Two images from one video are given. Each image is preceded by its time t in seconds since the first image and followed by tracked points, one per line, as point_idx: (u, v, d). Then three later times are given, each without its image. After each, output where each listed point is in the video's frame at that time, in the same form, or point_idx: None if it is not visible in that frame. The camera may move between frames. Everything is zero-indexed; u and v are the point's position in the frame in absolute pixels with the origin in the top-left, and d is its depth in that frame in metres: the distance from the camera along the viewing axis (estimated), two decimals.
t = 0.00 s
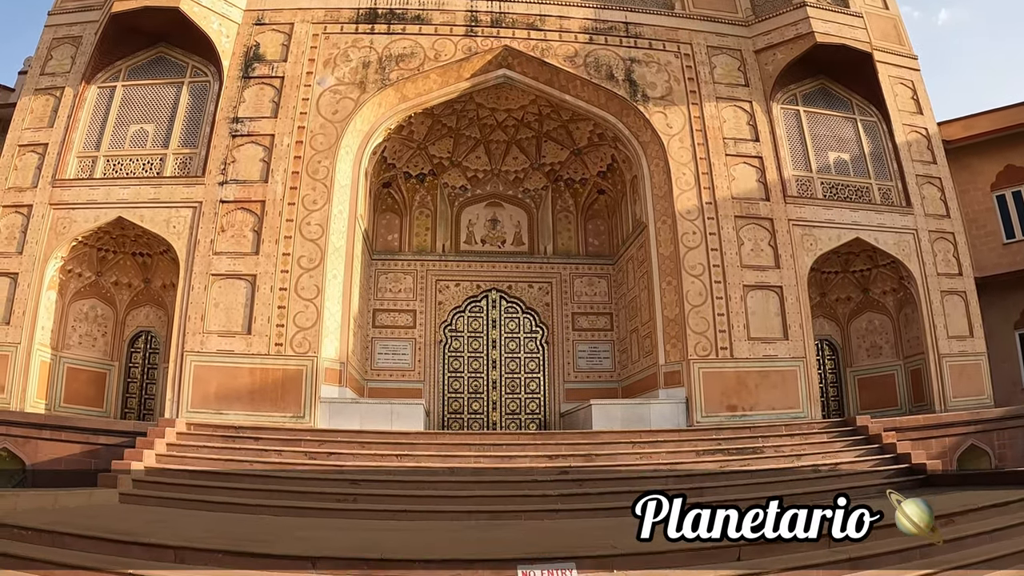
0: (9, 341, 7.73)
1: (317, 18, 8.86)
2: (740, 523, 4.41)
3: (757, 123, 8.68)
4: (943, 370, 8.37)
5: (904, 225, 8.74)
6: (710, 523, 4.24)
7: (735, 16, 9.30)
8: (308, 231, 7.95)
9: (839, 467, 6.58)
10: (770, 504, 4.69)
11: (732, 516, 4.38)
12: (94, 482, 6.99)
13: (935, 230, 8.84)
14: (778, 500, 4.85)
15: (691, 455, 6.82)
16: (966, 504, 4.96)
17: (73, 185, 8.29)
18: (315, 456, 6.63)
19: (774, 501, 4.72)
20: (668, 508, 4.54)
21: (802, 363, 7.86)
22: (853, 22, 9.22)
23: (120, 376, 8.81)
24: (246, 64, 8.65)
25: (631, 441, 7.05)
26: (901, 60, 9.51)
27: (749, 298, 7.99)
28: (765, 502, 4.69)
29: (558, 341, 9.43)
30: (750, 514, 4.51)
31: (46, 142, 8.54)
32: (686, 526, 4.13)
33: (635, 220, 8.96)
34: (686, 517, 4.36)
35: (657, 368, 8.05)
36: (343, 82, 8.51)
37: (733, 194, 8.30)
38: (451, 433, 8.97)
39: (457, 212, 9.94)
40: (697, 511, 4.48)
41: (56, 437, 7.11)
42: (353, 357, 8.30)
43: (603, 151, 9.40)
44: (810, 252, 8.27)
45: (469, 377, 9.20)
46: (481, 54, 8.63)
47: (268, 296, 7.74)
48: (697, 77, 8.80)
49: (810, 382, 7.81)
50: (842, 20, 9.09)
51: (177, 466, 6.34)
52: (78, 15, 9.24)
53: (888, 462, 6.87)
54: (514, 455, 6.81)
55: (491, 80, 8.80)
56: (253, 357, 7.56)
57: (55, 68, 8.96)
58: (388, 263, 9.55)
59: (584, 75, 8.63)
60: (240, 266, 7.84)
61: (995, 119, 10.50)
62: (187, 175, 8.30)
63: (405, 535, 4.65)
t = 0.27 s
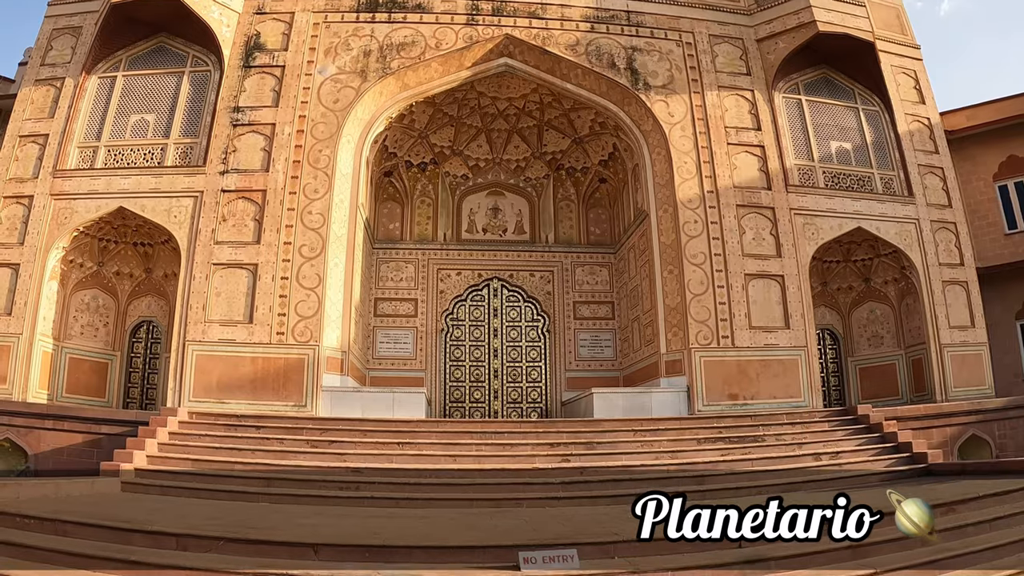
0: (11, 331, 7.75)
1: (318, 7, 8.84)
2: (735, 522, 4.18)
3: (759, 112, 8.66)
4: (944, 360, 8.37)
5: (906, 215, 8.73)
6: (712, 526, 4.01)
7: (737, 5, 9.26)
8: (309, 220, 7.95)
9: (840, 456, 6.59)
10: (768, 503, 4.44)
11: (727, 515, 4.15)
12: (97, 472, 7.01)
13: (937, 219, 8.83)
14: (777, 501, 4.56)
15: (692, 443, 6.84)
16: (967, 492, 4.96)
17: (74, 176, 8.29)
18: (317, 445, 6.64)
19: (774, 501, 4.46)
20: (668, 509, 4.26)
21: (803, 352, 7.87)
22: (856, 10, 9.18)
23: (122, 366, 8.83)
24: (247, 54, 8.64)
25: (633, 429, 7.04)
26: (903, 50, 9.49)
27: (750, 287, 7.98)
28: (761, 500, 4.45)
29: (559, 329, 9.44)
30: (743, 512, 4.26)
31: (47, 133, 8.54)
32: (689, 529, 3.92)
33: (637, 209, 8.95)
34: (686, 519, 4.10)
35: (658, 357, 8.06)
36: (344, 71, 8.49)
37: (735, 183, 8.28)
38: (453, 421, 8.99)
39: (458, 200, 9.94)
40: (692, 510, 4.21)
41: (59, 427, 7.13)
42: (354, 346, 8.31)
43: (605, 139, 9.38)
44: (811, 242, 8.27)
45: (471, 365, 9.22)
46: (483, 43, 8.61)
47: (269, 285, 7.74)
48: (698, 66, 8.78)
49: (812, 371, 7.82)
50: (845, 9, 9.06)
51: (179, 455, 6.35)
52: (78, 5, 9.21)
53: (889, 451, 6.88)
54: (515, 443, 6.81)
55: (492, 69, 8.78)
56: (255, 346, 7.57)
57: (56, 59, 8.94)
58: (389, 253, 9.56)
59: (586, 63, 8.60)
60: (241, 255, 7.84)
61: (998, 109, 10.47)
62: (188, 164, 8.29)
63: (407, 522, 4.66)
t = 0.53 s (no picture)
0: (12, 323, 7.75)
1: None
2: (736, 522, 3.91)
3: (761, 102, 8.64)
4: (945, 351, 8.37)
5: (908, 205, 8.71)
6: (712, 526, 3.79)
7: None
8: (311, 210, 7.94)
9: (841, 446, 6.59)
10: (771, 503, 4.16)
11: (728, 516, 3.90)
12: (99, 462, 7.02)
13: (939, 210, 8.82)
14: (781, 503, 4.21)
15: (693, 433, 6.84)
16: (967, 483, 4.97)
17: (75, 167, 8.28)
18: (318, 434, 6.64)
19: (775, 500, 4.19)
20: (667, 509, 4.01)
21: (804, 342, 7.87)
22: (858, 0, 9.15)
23: (124, 356, 8.84)
24: (248, 44, 8.62)
25: (634, 419, 7.03)
26: (906, 40, 9.45)
27: (752, 277, 7.98)
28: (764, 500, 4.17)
29: (560, 319, 9.44)
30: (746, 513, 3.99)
31: (47, 124, 8.53)
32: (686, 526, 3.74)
33: (638, 199, 8.94)
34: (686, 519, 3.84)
35: (660, 347, 8.06)
36: (345, 61, 8.47)
37: (737, 172, 8.27)
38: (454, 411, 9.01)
39: (460, 190, 9.93)
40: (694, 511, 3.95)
41: (61, 418, 7.15)
42: (356, 336, 8.31)
43: (606, 129, 9.37)
44: (813, 232, 8.26)
45: (472, 355, 9.23)
46: (484, 32, 8.58)
47: (270, 275, 7.74)
48: (700, 55, 8.75)
49: (813, 361, 7.82)
50: None
51: (180, 445, 6.36)
52: None
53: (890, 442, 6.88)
54: (516, 431, 6.80)
55: (494, 58, 8.76)
56: (256, 336, 7.57)
57: (56, 50, 8.92)
58: (390, 242, 9.56)
59: (587, 53, 8.58)
60: (243, 245, 7.84)
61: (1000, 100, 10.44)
62: (189, 155, 8.28)
63: (408, 511, 4.67)
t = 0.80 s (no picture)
0: (14, 315, 7.75)
1: None
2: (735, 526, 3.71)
3: (763, 93, 8.61)
4: (947, 343, 8.36)
5: (910, 197, 8.70)
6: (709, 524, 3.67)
7: None
8: (312, 201, 7.93)
9: (842, 437, 6.59)
10: (774, 506, 3.94)
11: (724, 520, 3.67)
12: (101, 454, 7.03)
13: (941, 202, 8.80)
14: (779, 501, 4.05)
15: (695, 424, 6.84)
16: (968, 474, 4.97)
17: (75, 159, 8.28)
18: (320, 425, 6.64)
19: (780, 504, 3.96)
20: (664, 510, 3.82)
21: (805, 333, 7.87)
22: None
23: (126, 348, 8.85)
24: (248, 35, 8.60)
25: (636, 410, 7.02)
26: (909, 32, 9.43)
27: (753, 268, 7.97)
28: (767, 504, 3.95)
29: (562, 310, 9.44)
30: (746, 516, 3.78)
31: (47, 117, 8.52)
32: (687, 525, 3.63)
33: (640, 189, 8.93)
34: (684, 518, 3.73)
35: (661, 338, 8.07)
36: (346, 51, 8.45)
37: (739, 163, 8.26)
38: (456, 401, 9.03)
39: (462, 181, 9.93)
40: (691, 514, 3.74)
41: (63, 410, 7.15)
42: (357, 327, 8.31)
43: (608, 120, 9.35)
44: (815, 223, 8.25)
45: (474, 346, 9.24)
46: (485, 23, 8.56)
47: (272, 267, 7.74)
48: (702, 46, 8.72)
49: (814, 352, 7.82)
50: None
51: (182, 437, 6.37)
52: None
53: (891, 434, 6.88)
54: (518, 422, 6.79)
55: (495, 49, 8.74)
56: (258, 327, 7.57)
57: (56, 42, 8.90)
58: (392, 234, 9.57)
59: (589, 43, 8.56)
60: (244, 237, 7.83)
61: (1003, 93, 10.41)
62: (190, 146, 8.26)
63: (410, 501, 4.68)
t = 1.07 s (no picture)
0: (17, 309, 7.76)
1: None
2: (734, 529, 3.60)
3: (765, 86, 8.59)
4: (949, 337, 8.36)
5: (913, 190, 8.68)
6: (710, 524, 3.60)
7: None
8: (314, 194, 7.93)
9: (844, 431, 6.59)
10: (775, 506, 3.79)
11: (725, 520, 3.60)
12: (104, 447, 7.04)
13: (944, 196, 8.79)
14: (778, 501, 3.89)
15: (697, 417, 6.83)
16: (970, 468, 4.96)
17: (77, 153, 8.28)
18: (322, 417, 6.64)
19: (780, 503, 3.82)
20: (663, 509, 3.65)
21: (808, 326, 7.86)
22: None
23: (128, 341, 8.86)
24: (250, 28, 8.59)
25: (638, 402, 7.00)
26: (912, 25, 9.40)
27: (756, 261, 7.96)
28: (769, 504, 3.79)
29: (565, 303, 9.44)
30: (746, 517, 3.67)
31: (49, 110, 8.52)
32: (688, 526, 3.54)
33: (643, 182, 8.92)
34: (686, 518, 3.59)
35: (664, 331, 8.07)
36: (348, 44, 8.44)
37: (741, 156, 8.24)
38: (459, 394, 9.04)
39: (464, 174, 9.93)
40: (690, 514, 3.60)
41: (66, 403, 7.16)
42: (360, 320, 8.31)
43: (610, 113, 9.33)
44: (818, 216, 8.24)
45: (476, 339, 9.25)
46: (488, 16, 8.53)
47: (275, 260, 7.74)
48: (705, 39, 8.70)
49: (817, 345, 7.82)
50: None
51: (185, 429, 6.38)
52: None
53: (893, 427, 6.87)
54: (520, 414, 6.79)
55: (497, 42, 8.72)
56: (260, 320, 7.57)
57: (58, 36, 8.90)
58: (394, 226, 9.57)
59: (591, 36, 8.54)
60: (246, 230, 7.83)
61: (1007, 86, 10.39)
62: (192, 140, 8.26)
63: (412, 493, 4.68)
